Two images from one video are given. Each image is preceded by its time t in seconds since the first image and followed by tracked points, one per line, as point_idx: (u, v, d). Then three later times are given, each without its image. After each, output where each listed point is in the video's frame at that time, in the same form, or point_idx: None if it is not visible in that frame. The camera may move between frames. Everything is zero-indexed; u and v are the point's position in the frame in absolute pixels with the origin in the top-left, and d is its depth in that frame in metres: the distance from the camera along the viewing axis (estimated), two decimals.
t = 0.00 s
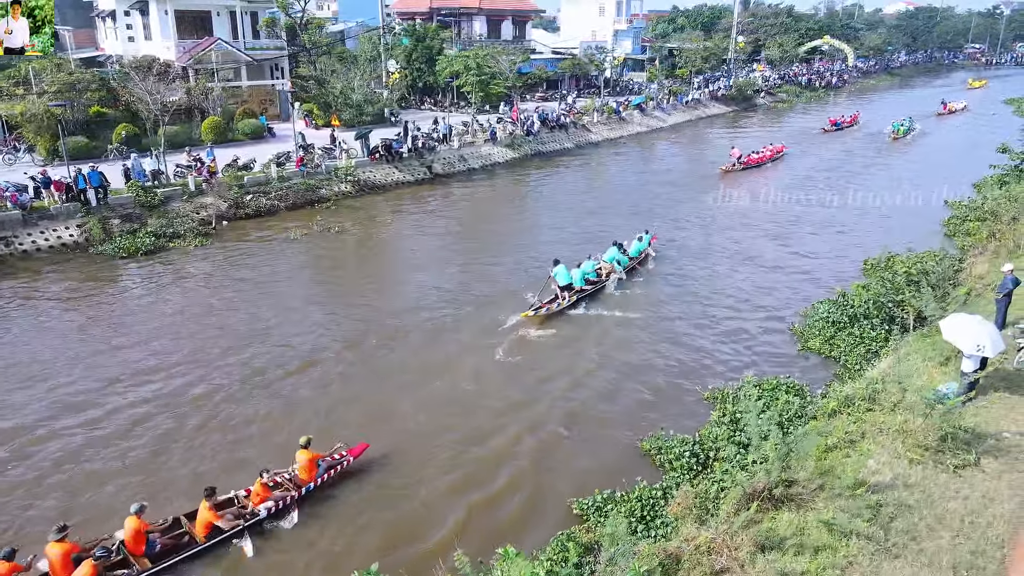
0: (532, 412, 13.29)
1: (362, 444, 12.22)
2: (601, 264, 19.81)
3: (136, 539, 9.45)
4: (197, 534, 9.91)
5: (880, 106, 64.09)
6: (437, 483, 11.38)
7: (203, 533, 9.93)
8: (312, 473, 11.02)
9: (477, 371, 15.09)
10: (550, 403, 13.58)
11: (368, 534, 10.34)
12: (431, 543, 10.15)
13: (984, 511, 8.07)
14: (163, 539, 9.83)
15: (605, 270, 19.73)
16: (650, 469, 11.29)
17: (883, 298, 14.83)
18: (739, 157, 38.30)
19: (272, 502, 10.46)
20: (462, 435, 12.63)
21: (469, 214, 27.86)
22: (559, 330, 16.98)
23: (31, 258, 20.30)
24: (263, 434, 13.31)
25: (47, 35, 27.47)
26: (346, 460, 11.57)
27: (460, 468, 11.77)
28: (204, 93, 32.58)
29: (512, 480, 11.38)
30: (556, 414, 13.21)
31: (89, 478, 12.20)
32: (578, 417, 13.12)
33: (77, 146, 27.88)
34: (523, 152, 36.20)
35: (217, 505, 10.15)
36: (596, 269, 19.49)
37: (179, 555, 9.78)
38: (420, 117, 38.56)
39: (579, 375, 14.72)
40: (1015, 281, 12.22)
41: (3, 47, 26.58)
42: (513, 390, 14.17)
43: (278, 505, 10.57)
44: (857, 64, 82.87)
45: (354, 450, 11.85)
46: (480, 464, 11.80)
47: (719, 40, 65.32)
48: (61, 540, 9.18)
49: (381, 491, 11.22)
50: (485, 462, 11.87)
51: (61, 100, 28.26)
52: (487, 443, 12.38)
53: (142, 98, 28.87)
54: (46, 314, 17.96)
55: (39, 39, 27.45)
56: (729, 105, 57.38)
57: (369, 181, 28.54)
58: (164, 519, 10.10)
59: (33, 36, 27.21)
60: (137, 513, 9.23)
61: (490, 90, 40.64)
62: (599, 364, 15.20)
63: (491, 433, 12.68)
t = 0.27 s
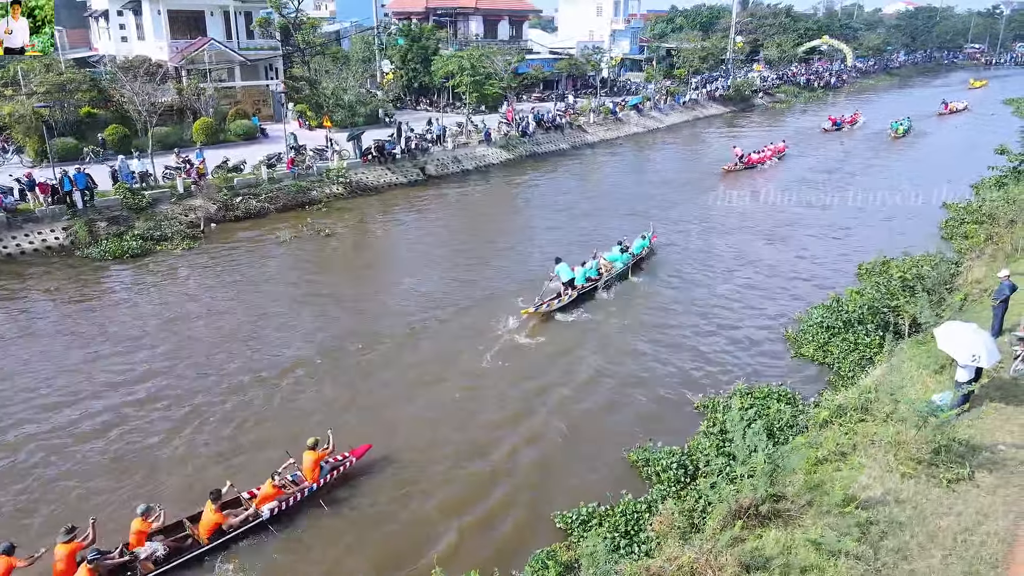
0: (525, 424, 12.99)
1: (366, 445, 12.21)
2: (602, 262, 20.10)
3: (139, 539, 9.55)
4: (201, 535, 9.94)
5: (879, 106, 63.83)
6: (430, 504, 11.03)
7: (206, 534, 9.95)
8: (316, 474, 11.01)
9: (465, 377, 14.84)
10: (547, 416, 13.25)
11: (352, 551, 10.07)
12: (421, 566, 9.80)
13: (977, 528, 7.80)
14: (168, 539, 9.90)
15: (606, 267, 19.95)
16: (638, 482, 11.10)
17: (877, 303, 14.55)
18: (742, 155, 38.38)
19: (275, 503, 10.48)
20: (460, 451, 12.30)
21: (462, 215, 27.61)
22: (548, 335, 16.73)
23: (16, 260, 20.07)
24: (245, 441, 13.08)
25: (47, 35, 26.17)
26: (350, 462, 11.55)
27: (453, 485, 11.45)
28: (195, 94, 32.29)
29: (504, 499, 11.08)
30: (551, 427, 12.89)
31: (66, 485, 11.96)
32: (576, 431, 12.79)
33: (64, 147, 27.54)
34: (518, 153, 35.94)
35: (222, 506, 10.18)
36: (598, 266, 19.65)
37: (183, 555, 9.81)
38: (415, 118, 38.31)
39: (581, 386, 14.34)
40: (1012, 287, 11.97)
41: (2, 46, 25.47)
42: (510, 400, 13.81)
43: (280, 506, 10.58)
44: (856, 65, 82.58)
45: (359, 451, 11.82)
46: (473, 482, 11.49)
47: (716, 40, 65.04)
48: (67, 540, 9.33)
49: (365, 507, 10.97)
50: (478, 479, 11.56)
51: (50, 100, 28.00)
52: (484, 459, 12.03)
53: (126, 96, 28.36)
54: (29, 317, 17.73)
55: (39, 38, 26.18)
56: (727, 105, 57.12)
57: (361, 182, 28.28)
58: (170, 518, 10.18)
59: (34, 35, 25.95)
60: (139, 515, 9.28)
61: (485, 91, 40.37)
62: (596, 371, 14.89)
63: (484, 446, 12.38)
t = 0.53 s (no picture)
0: (513, 431, 12.67)
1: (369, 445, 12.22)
2: (606, 260, 20.31)
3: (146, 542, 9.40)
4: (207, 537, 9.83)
5: (878, 107, 63.60)
6: (421, 519, 10.60)
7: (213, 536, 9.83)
8: (321, 474, 10.97)
9: (455, 381, 14.64)
10: (542, 425, 12.88)
11: (332, 568, 9.74)
12: None
13: (969, 545, 7.57)
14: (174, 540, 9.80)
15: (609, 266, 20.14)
16: (622, 492, 10.83)
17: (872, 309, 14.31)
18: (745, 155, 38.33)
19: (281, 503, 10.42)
20: (463, 464, 11.84)
21: (456, 217, 27.38)
22: (537, 341, 16.45)
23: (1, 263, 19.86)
24: (226, 447, 12.85)
25: (48, 35, 25.95)
26: (353, 461, 11.51)
27: (453, 500, 11.00)
28: (187, 95, 32.09)
29: (505, 513, 10.63)
30: (546, 436, 12.53)
31: (46, 492, 11.75)
32: (572, 441, 12.41)
33: (56, 147, 27.32)
34: (513, 154, 35.70)
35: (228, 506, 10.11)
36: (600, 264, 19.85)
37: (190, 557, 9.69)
38: (409, 119, 38.09)
39: (581, 395, 13.92)
40: (1009, 293, 11.72)
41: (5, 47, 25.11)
42: (507, 409, 13.42)
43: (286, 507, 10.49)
44: (855, 65, 82.31)
45: (362, 451, 11.79)
46: (473, 496, 11.04)
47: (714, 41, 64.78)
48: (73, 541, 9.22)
49: (345, 518, 10.66)
50: (476, 493, 11.13)
51: (40, 102, 27.78)
52: (484, 473, 11.59)
53: (115, 96, 28.20)
54: (16, 320, 17.55)
55: (40, 37, 25.92)
56: (724, 106, 56.90)
57: (353, 184, 28.04)
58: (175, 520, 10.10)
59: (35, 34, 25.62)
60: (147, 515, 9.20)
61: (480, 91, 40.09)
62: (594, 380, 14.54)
63: (473, 455, 12.04)
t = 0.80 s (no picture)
0: (499, 442, 12.39)
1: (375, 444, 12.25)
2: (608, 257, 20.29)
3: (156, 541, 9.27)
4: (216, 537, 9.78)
5: (877, 107, 63.34)
6: (410, 532, 10.32)
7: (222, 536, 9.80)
8: (328, 474, 10.87)
9: (443, 388, 14.44)
10: (535, 436, 12.55)
11: None
12: None
13: (962, 563, 7.35)
14: (181, 539, 9.71)
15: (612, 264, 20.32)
16: (609, 502, 10.58)
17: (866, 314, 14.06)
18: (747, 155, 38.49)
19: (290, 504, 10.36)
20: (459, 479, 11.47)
21: (448, 218, 27.15)
22: (527, 346, 16.24)
23: None
24: (206, 458, 12.65)
25: (48, 35, 23.87)
26: (359, 461, 11.50)
27: (448, 516, 10.65)
28: (179, 95, 31.86)
29: (501, 530, 10.29)
30: (537, 447, 12.22)
31: (24, 504, 11.58)
32: (563, 451, 12.11)
33: (45, 148, 27.06)
34: (509, 155, 35.45)
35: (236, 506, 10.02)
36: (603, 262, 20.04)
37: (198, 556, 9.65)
38: (403, 120, 37.82)
39: (577, 404, 13.57)
40: (1005, 299, 11.48)
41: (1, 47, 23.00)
42: (498, 419, 13.12)
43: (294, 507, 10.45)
44: (854, 65, 81.97)
45: (367, 450, 11.75)
46: (468, 512, 10.70)
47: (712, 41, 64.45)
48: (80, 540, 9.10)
49: (324, 531, 10.39)
50: (469, 507, 10.80)
51: (29, 103, 27.50)
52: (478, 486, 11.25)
53: (103, 96, 27.96)
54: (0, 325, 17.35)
55: (39, 38, 23.88)
56: (722, 106, 56.63)
57: (345, 185, 27.80)
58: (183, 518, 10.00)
59: (33, 35, 23.67)
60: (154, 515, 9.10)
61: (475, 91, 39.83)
62: (594, 389, 14.15)
63: (462, 467, 11.75)
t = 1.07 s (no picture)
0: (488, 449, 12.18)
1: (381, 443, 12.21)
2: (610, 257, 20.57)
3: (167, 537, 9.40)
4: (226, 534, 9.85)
5: (875, 107, 63.14)
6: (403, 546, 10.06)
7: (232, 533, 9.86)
8: (336, 473, 10.95)
9: (432, 393, 14.22)
10: (528, 445, 12.24)
11: None
12: None
13: None
14: (191, 536, 9.77)
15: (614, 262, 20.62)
16: (598, 514, 10.35)
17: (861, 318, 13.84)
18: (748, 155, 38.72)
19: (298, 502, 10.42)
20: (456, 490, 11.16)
21: (442, 219, 26.94)
22: (518, 350, 16.04)
23: None
24: (189, 467, 12.41)
25: (47, 35, 23.71)
26: (366, 459, 11.54)
27: (440, 529, 10.38)
28: (172, 95, 31.59)
29: (492, 544, 10.02)
30: (529, 458, 11.92)
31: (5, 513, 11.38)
32: (553, 460, 11.83)
33: (36, 149, 26.81)
34: (504, 156, 35.24)
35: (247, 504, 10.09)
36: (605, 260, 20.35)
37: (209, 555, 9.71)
38: (398, 121, 37.60)
39: (572, 413, 13.28)
40: (1002, 304, 11.25)
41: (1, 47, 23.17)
42: (490, 426, 12.85)
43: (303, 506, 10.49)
44: (852, 65, 81.74)
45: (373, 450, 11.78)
46: (461, 525, 10.43)
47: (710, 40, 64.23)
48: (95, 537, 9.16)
49: (307, 542, 10.19)
50: (457, 519, 10.54)
51: (20, 103, 27.27)
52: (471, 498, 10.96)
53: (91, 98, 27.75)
54: None
55: (40, 39, 23.76)
56: (720, 107, 56.41)
57: (338, 187, 27.59)
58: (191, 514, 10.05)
59: (33, 35, 23.64)
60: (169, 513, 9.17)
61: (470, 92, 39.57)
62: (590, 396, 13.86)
63: (453, 477, 11.49)
